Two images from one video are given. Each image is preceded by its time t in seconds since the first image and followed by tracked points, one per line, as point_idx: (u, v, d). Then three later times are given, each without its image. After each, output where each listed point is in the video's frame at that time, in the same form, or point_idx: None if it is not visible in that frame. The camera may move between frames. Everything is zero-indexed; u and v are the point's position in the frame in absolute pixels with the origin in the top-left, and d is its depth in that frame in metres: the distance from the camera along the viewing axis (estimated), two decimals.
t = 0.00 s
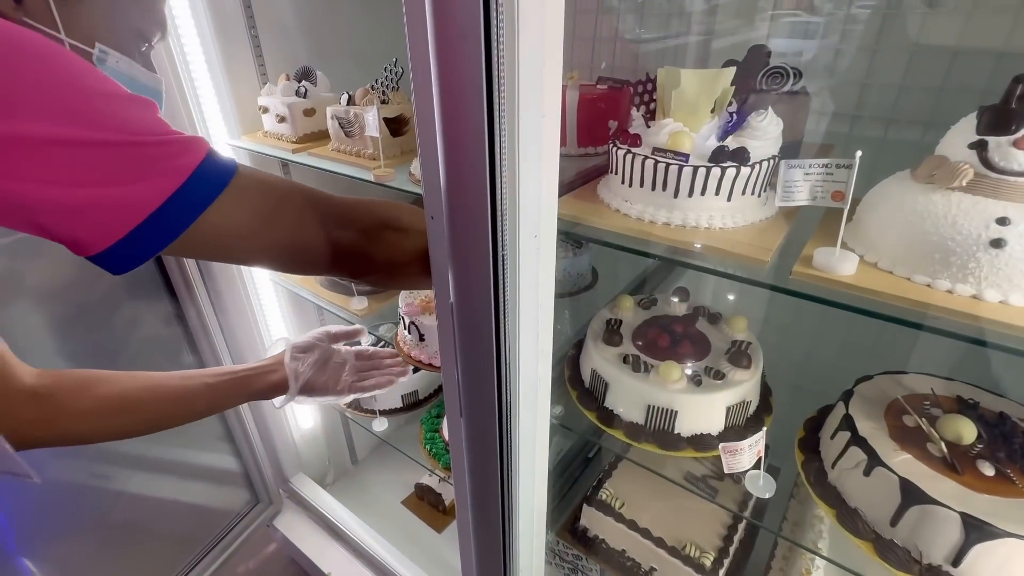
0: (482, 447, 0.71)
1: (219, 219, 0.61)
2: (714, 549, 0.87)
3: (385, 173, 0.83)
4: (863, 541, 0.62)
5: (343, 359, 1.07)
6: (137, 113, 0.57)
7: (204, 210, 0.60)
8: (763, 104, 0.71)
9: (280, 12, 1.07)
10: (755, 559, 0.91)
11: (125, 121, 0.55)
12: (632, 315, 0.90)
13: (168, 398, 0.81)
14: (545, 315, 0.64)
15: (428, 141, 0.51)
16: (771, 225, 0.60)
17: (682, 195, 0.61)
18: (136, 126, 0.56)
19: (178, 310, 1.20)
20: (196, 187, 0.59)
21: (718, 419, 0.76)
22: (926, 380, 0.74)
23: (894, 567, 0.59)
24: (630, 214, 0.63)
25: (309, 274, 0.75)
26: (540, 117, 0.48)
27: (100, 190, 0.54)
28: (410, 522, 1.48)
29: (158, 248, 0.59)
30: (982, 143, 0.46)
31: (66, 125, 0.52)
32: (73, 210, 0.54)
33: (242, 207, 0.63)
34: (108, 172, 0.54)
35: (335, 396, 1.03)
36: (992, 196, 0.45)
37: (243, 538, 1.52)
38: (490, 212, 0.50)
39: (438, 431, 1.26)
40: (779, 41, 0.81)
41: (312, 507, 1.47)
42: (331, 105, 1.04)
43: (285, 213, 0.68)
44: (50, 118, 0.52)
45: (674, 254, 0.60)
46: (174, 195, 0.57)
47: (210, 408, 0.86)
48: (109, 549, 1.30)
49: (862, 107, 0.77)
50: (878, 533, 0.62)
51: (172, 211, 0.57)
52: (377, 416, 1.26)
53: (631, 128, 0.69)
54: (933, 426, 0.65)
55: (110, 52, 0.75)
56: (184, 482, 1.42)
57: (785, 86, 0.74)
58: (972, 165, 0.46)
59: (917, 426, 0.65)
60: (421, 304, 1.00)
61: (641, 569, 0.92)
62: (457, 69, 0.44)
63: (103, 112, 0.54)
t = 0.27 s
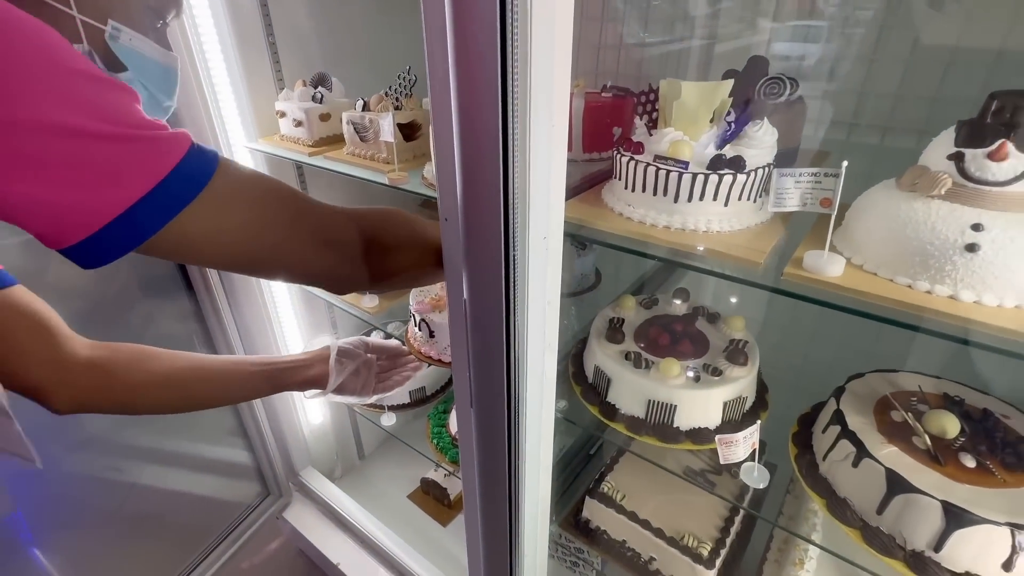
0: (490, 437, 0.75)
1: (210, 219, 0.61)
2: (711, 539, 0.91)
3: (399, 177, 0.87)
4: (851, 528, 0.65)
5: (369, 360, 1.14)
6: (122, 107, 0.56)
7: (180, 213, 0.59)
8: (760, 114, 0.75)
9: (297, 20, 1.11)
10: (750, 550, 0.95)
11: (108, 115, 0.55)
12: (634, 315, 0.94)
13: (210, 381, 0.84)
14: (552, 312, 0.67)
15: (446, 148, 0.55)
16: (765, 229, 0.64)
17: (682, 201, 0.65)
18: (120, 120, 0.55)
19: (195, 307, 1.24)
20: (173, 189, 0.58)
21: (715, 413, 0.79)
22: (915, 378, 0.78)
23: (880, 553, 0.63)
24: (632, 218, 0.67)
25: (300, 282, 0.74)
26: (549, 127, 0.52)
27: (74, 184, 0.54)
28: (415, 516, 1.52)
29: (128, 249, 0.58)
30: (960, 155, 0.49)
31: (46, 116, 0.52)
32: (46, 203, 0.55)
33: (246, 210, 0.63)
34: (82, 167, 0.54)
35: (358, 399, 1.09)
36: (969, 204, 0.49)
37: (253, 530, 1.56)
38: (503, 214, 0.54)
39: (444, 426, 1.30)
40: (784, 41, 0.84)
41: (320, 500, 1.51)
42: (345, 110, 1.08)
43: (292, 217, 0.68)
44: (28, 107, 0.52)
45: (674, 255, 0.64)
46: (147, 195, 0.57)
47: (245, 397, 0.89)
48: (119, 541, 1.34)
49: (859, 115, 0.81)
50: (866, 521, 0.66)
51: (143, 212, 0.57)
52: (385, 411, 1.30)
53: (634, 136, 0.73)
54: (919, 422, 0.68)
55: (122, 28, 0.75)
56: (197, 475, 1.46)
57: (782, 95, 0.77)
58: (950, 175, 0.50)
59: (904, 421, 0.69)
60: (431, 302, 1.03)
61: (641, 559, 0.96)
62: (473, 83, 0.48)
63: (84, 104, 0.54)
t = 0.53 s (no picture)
0: (496, 426, 0.80)
1: (194, 234, 0.56)
2: (702, 525, 0.96)
3: (410, 182, 0.93)
4: (828, 509, 0.71)
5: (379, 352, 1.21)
6: (110, 119, 0.54)
7: (147, 227, 0.53)
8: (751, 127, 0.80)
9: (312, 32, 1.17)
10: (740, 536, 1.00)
11: (94, 123, 0.52)
12: (630, 313, 0.99)
13: (235, 366, 0.91)
14: (553, 308, 0.73)
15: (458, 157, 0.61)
16: (749, 232, 0.70)
17: (673, 206, 0.70)
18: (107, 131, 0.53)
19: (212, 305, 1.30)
20: (141, 204, 0.53)
21: (705, 405, 0.85)
22: (891, 372, 0.83)
23: (854, 531, 0.68)
24: (628, 222, 0.73)
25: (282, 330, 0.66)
26: (552, 140, 0.58)
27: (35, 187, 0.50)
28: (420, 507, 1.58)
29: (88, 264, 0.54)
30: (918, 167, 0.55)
31: (24, 114, 0.49)
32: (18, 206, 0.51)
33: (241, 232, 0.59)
34: (47, 167, 0.50)
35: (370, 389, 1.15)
36: (926, 211, 0.54)
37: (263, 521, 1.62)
38: (510, 219, 0.60)
39: (449, 420, 1.36)
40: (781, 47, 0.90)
41: (328, 492, 1.56)
42: (358, 118, 1.14)
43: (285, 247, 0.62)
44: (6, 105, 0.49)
45: (665, 256, 0.69)
46: (113, 203, 0.52)
47: (267, 383, 0.96)
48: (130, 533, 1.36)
49: (844, 126, 0.87)
50: (842, 503, 0.71)
51: (109, 221, 0.52)
52: (392, 405, 1.35)
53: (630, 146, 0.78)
54: (891, 412, 0.74)
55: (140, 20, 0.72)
56: (210, 467, 1.51)
57: (768, 109, 0.83)
58: (910, 186, 0.56)
59: (878, 411, 0.74)
60: (439, 299, 1.09)
61: (636, 544, 1.01)
62: (485, 99, 0.54)
63: (70, 109, 0.52)
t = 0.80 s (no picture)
0: (503, 416, 0.87)
1: (119, 324, 0.51)
2: (696, 512, 1.02)
3: (425, 189, 1.00)
4: (808, 491, 0.77)
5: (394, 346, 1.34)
6: (104, 202, 0.52)
7: (67, 312, 0.48)
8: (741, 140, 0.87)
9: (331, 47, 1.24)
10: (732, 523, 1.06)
11: (84, 198, 0.50)
12: (629, 312, 1.06)
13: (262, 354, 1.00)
14: (558, 307, 0.79)
15: (474, 168, 0.68)
16: (736, 237, 0.77)
17: (668, 213, 0.77)
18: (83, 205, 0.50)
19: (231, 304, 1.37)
20: (67, 291, 0.48)
21: (698, 397, 0.91)
22: (871, 367, 0.90)
23: (831, 511, 0.75)
24: (627, 227, 0.80)
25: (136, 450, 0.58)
26: (559, 154, 0.65)
27: None
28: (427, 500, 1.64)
29: None
30: (885, 180, 0.62)
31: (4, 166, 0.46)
32: None
33: (172, 332, 0.56)
34: None
35: (385, 380, 1.28)
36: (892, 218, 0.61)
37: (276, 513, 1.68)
38: (520, 225, 0.66)
39: (457, 414, 1.42)
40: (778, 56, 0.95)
41: (339, 484, 1.63)
42: (374, 128, 1.21)
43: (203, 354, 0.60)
44: None
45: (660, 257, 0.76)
46: (34, 284, 0.47)
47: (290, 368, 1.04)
48: (145, 526, 1.42)
49: (832, 138, 0.93)
50: (822, 485, 0.77)
51: (21, 302, 0.46)
52: (402, 401, 1.42)
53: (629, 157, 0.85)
54: (868, 403, 0.80)
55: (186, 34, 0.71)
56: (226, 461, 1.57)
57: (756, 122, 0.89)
58: (878, 197, 0.63)
59: (856, 402, 0.81)
60: (450, 299, 1.15)
61: (634, 530, 1.07)
62: (499, 118, 0.61)
63: (47, 176, 0.48)
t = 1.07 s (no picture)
0: (516, 407, 0.92)
1: (192, 356, 0.54)
2: (695, 498, 1.09)
3: (442, 193, 1.07)
4: (799, 473, 0.83)
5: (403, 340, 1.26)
6: (191, 256, 0.54)
7: (157, 358, 0.53)
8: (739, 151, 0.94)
9: (351, 60, 1.32)
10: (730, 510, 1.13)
11: (174, 257, 0.52)
12: (633, 310, 1.13)
13: (284, 345, 1.11)
14: (568, 303, 0.86)
15: (494, 173, 0.74)
16: (732, 239, 0.83)
17: (669, 216, 0.84)
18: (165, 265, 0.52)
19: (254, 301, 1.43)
20: (154, 341, 0.52)
21: (697, 389, 0.98)
22: (858, 362, 0.96)
23: (820, 491, 0.81)
24: (631, 229, 0.87)
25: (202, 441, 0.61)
26: (571, 163, 0.72)
27: (62, 283, 0.49)
28: (437, 493, 1.70)
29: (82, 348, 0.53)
30: (864, 187, 0.69)
31: (104, 238, 0.48)
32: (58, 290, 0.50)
33: (240, 365, 0.60)
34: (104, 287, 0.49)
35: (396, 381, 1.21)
36: (871, 221, 0.68)
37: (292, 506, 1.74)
38: (536, 227, 0.73)
39: (467, 408, 1.49)
40: (778, 67, 1.00)
41: (352, 477, 1.69)
42: (392, 136, 1.29)
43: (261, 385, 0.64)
44: (92, 225, 0.47)
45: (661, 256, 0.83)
46: (128, 334, 0.51)
47: (304, 360, 1.15)
48: (166, 517, 1.45)
49: (825, 147, 1.00)
50: (811, 468, 0.84)
51: (118, 347, 0.51)
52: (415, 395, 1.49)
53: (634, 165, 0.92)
54: (855, 393, 0.87)
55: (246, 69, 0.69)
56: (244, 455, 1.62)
57: (751, 133, 0.95)
58: (859, 202, 0.70)
59: (844, 392, 0.87)
60: (464, 297, 1.23)
61: (637, 516, 1.14)
62: (520, 129, 0.67)
63: (137, 240, 0.49)
